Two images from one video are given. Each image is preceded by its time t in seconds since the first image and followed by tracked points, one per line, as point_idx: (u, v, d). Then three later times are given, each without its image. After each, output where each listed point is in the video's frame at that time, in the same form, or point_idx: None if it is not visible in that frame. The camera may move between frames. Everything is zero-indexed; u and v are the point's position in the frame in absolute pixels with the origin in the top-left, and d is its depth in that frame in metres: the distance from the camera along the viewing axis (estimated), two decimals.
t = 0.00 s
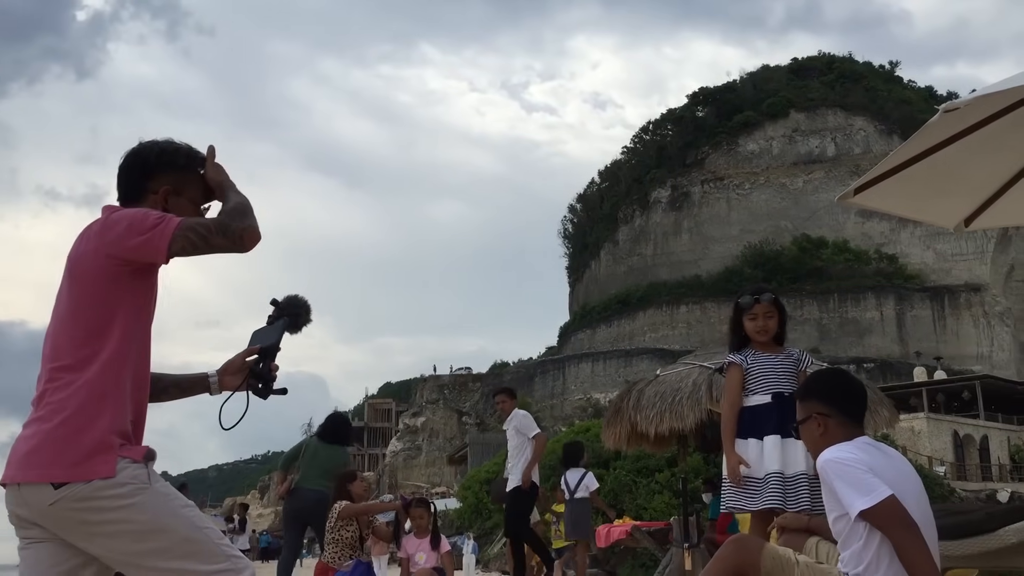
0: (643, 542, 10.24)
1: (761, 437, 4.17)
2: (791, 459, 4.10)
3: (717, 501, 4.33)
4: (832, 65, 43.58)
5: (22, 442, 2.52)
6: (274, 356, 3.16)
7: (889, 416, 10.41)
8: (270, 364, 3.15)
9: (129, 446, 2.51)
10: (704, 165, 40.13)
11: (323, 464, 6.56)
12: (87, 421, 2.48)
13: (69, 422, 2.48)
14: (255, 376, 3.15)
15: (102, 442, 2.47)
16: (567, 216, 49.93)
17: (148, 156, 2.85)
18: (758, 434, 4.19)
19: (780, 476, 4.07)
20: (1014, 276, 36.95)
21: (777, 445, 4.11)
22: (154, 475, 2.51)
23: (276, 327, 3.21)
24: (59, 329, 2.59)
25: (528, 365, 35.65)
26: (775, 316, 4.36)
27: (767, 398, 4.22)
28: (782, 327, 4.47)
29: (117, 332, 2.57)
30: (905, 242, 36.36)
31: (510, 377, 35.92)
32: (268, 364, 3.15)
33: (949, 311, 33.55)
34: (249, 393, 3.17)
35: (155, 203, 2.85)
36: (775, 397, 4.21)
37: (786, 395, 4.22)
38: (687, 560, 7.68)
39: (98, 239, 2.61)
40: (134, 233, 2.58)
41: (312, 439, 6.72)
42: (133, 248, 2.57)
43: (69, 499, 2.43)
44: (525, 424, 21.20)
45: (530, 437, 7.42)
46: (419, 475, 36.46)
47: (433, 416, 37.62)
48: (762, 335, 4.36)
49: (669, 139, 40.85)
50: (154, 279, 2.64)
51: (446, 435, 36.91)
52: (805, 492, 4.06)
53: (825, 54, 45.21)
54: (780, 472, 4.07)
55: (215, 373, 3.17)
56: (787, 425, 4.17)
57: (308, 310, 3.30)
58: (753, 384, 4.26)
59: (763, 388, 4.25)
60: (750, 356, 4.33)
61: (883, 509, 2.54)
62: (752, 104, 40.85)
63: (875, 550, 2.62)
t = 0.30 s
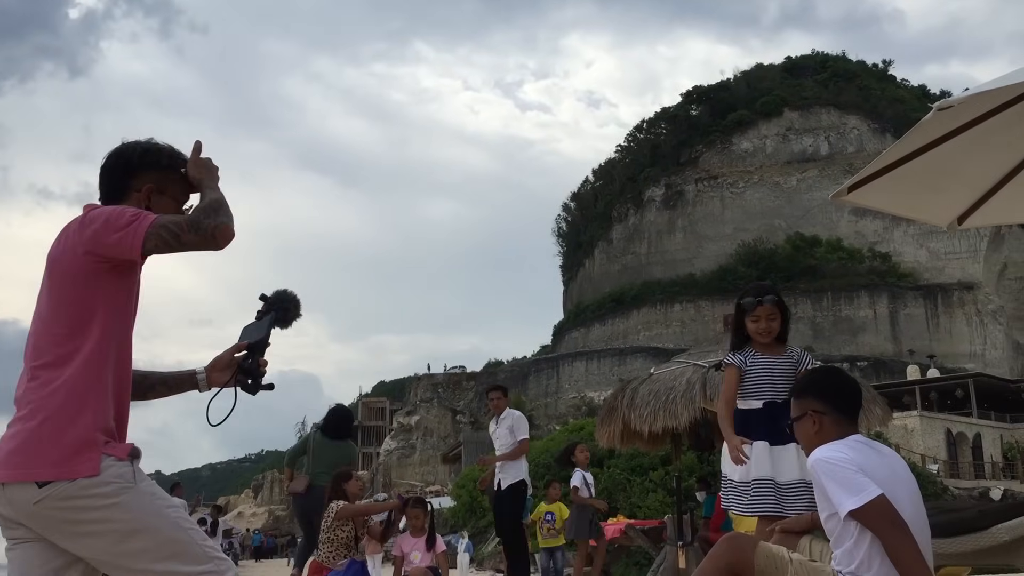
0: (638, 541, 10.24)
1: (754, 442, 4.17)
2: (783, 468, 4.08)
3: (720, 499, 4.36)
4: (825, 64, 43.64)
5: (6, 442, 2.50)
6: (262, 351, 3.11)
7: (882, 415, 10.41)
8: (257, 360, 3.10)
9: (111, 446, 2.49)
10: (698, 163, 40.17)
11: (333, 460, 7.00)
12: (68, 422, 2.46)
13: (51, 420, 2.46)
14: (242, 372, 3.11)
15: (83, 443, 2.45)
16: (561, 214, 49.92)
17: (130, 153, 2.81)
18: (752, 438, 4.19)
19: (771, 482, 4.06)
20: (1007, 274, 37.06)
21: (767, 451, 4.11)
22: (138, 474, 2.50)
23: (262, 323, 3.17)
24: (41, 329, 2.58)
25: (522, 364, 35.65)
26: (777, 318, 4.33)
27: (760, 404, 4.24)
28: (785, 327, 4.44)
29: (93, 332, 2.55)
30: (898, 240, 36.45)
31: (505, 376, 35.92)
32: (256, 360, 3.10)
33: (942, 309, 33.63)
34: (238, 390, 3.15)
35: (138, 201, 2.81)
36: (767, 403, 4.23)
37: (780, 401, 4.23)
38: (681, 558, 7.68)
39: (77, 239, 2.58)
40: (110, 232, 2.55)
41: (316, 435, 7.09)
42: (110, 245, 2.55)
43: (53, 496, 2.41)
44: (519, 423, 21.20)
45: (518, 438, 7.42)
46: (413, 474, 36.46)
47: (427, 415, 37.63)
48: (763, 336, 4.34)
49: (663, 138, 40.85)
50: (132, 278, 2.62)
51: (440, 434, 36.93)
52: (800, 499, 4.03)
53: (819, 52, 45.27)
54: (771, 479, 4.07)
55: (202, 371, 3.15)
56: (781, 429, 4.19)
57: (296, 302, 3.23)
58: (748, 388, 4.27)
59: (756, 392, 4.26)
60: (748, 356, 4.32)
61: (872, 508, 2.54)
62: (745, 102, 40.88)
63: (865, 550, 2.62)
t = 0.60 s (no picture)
0: (637, 542, 10.23)
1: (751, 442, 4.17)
2: (779, 469, 4.09)
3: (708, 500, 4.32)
4: (824, 66, 43.64)
5: (11, 446, 2.51)
6: (269, 352, 3.13)
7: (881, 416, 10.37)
8: (264, 361, 3.11)
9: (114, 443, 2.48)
10: (697, 165, 40.18)
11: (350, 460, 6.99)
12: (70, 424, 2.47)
13: (52, 425, 2.47)
14: (250, 373, 3.10)
15: (83, 445, 2.45)
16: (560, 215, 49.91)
17: (131, 160, 2.80)
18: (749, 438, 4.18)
19: (767, 484, 4.05)
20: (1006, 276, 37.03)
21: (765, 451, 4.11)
22: (142, 467, 2.49)
23: (269, 324, 3.18)
24: (42, 337, 2.59)
25: (521, 365, 35.65)
26: (777, 312, 4.37)
27: (758, 400, 4.24)
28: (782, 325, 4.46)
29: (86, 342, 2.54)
30: (897, 241, 36.46)
31: (504, 377, 35.93)
32: (264, 361, 3.11)
33: (941, 310, 33.62)
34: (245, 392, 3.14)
35: (139, 203, 2.80)
36: (765, 400, 4.24)
37: (777, 398, 4.25)
38: (681, 559, 7.66)
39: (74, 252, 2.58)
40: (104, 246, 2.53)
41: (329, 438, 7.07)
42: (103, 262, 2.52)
43: (59, 495, 2.42)
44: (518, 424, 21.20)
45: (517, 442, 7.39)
46: (412, 475, 36.49)
47: (426, 416, 37.68)
48: (762, 330, 4.37)
49: (662, 139, 40.83)
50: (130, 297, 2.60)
51: (440, 435, 37.04)
52: (797, 502, 4.04)
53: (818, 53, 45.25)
54: (767, 481, 4.06)
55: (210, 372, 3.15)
56: (777, 427, 4.20)
57: (302, 303, 3.31)
58: (748, 385, 4.26)
59: (755, 389, 4.26)
60: (748, 351, 4.31)
61: (873, 509, 2.54)
62: (745, 104, 40.84)
63: (865, 552, 2.62)
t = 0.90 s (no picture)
0: (639, 545, 10.21)
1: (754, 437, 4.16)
2: (784, 462, 4.08)
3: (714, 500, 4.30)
4: (827, 68, 43.62)
5: (50, 455, 2.52)
6: (315, 358, 3.22)
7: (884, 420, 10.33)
8: (310, 367, 3.21)
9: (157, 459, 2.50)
10: (699, 167, 40.12)
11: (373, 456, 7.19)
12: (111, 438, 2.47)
13: (92, 436, 2.47)
14: (296, 379, 3.20)
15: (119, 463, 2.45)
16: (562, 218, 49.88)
17: (171, 171, 2.77)
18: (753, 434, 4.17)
19: (772, 478, 4.04)
20: (1008, 279, 36.95)
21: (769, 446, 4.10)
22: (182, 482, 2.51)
23: (314, 331, 3.28)
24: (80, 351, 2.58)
25: (523, 368, 35.62)
26: (772, 308, 4.38)
27: (761, 396, 4.23)
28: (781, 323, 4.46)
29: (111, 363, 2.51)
30: (899, 245, 36.45)
31: (506, 380, 35.91)
32: (309, 367, 3.21)
33: (943, 314, 33.60)
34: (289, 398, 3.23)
35: (178, 215, 2.77)
36: (767, 396, 4.23)
37: (780, 394, 4.25)
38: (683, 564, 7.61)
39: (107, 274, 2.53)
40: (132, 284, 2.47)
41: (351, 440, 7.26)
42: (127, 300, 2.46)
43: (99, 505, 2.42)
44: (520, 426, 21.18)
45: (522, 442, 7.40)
46: (414, 478, 36.47)
47: (428, 419, 37.70)
48: (758, 326, 4.37)
49: (664, 142, 40.80)
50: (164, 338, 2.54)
51: (441, 438, 37.18)
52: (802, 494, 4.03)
53: (820, 56, 45.24)
54: (773, 474, 4.04)
55: (256, 378, 3.20)
56: (781, 426, 4.21)
57: (347, 312, 3.35)
58: (750, 382, 4.26)
59: (757, 385, 4.26)
60: (748, 348, 4.32)
61: (875, 511, 2.54)
62: (747, 107, 40.83)
63: (867, 554, 2.61)
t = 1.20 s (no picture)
0: (643, 547, 10.19)
1: (752, 437, 4.19)
2: (779, 460, 4.09)
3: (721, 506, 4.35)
4: (830, 71, 43.60)
5: (127, 431, 2.41)
6: (375, 365, 3.16)
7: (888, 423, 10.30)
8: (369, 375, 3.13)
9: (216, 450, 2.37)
10: (702, 169, 40.07)
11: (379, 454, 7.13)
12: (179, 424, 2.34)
13: (154, 419, 2.37)
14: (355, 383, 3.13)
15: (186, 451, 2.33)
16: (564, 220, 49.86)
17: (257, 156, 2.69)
18: (750, 434, 4.20)
19: (767, 477, 4.06)
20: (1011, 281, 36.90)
21: (764, 445, 4.12)
22: (226, 484, 2.35)
23: (375, 341, 3.25)
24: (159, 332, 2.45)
25: (525, 370, 35.61)
26: (767, 307, 4.39)
27: (758, 396, 4.25)
28: (783, 322, 4.46)
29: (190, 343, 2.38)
30: (902, 247, 36.45)
31: (508, 382, 35.89)
32: (369, 372, 3.14)
33: (946, 316, 33.56)
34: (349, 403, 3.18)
35: (261, 202, 2.67)
36: (765, 395, 4.24)
37: (779, 394, 4.24)
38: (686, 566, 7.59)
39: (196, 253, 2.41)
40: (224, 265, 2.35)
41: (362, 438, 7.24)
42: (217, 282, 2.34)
43: (141, 501, 2.33)
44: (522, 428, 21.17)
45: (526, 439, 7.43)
46: (416, 479, 36.47)
47: (430, 421, 37.73)
48: (756, 326, 4.40)
49: (667, 144, 40.76)
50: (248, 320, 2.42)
51: (444, 439, 37.10)
52: (798, 492, 4.01)
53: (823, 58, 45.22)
54: (766, 474, 4.07)
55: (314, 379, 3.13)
56: (781, 423, 4.18)
57: (406, 326, 3.39)
58: (749, 383, 4.30)
59: (756, 386, 4.29)
60: (747, 352, 4.38)
61: (878, 514, 2.54)
62: (750, 109, 40.80)
63: (870, 558, 2.62)
